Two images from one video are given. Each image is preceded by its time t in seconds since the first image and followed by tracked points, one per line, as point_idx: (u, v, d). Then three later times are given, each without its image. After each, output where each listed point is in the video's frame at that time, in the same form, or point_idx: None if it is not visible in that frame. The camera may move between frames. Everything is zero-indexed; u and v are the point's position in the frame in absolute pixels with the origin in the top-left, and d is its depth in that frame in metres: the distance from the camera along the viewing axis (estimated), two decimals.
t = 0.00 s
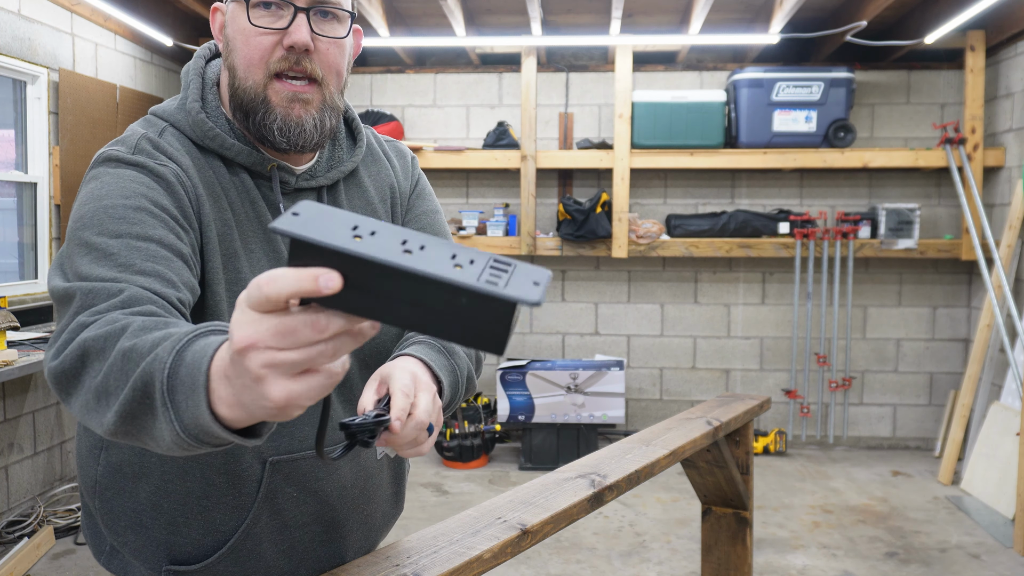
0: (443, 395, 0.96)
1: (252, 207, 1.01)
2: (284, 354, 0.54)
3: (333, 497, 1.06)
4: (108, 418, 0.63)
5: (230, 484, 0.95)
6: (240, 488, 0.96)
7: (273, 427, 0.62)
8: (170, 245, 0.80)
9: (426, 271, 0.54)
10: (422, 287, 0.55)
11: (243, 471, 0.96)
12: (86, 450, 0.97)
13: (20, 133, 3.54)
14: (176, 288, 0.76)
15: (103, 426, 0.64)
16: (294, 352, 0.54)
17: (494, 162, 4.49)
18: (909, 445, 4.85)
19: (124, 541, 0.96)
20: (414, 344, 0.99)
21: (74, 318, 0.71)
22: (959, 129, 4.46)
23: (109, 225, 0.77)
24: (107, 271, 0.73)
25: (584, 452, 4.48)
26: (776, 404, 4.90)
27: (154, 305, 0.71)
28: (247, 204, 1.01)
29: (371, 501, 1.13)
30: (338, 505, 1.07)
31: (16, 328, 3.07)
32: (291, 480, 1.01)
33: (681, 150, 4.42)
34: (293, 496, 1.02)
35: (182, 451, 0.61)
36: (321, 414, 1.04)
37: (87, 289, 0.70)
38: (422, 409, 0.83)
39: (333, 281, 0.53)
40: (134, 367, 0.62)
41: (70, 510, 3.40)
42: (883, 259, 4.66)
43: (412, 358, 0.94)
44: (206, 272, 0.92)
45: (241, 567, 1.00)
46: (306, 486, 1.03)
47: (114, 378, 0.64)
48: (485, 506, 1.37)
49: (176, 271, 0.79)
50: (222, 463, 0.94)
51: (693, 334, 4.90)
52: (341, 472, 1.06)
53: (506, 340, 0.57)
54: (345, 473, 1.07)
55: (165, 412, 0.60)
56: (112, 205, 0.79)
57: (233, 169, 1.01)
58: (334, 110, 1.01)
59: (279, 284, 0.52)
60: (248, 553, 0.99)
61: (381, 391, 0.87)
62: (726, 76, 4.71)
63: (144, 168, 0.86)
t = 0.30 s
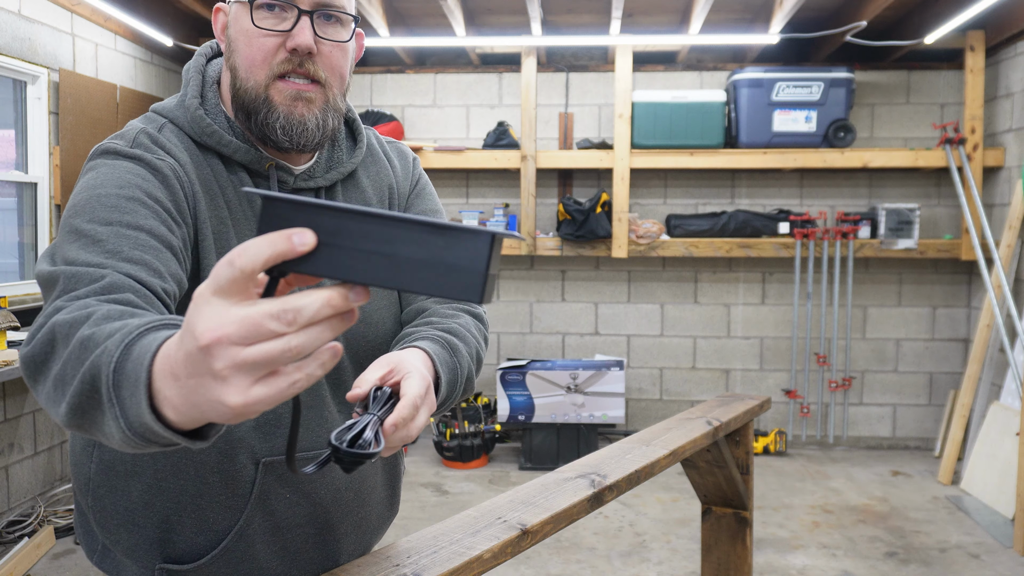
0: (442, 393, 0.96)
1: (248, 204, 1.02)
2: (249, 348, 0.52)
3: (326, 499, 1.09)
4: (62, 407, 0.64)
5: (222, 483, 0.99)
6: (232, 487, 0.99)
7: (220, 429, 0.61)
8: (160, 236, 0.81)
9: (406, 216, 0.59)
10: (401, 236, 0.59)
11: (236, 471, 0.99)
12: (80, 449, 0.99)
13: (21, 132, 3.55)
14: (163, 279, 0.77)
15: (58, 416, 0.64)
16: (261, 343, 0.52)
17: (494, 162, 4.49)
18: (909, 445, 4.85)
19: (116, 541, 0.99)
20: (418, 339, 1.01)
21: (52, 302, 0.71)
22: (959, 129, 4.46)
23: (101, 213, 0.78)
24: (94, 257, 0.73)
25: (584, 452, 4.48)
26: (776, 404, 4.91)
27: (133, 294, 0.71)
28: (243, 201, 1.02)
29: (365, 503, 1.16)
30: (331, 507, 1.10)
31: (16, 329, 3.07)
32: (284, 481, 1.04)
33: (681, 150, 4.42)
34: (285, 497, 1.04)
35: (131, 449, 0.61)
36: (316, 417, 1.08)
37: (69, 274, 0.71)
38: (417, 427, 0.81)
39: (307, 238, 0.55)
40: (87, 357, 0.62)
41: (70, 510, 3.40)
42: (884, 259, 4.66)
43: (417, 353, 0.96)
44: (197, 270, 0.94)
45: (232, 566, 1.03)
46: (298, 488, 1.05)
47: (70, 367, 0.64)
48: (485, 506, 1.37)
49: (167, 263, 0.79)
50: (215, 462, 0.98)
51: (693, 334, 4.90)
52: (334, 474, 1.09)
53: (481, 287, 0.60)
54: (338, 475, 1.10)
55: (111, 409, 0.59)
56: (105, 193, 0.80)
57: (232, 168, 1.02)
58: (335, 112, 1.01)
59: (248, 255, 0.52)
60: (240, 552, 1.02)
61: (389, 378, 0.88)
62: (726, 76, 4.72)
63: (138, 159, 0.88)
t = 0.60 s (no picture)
0: (434, 394, 0.96)
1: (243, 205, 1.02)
2: (223, 328, 0.54)
3: (322, 504, 1.08)
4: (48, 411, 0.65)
5: (216, 486, 0.99)
6: (228, 490, 1.00)
7: (209, 419, 0.62)
8: (152, 241, 0.80)
9: (357, 168, 0.65)
10: (356, 187, 0.65)
11: (231, 474, 0.99)
12: (74, 453, 0.99)
13: (20, 133, 3.54)
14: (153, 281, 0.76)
15: (45, 421, 0.65)
16: (233, 320, 0.54)
17: (494, 162, 4.48)
18: (910, 445, 4.84)
19: (110, 546, 0.98)
20: (412, 340, 1.01)
21: (41, 308, 0.71)
22: (960, 129, 4.45)
23: (92, 217, 0.78)
24: (83, 261, 0.74)
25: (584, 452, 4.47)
26: (776, 404, 4.90)
27: (119, 296, 0.71)
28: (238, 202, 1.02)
29: (362, 507, 1.15)
30: (328, 511, 1.09)
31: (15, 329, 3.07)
32: (280, 484, 1.03)
33: (681, 150, 4.41)
34: (280, 501, 1.04)
35: (119, 449, 0.62)
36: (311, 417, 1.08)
37: (56, 279, 0.71)
38: (400, 418, 0.84)
39: (259, 204, 0.60)
40: (67, 361, 0.63)
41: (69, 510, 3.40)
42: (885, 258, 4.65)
43: (410, 351, 0.95)
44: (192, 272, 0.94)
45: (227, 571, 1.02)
46: (294, 491, 1.05)
47: (52, 371, 0.65)
48: (485, 506, 1.37)
49: (159, 267, 0.79)
50: (210, 465, 0.98)
51: (693, 334, 4.90)
52: (332, 478, 1.09)
53: (444, 222, 0.66)
54: (336, 478, 1.09)
55: (94, 411, 0.60)
56: (97, 196, 0.80)
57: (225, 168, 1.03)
58: (332, 113, 0.99)
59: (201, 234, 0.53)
60: (237, 557, 1.02)
61: (378, 371, 0.88)
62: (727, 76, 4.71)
63: (131, 162, 0.88)
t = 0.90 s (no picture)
0: (437, 398, 0.96)
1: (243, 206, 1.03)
2: (237, 334, 0.55)
3: (322, 506, 1.09)
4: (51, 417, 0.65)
5: (217, 489, 0.99)
6: (228, 493, 1.00)
7: (214, 425, 0.63)
8: (152, 243, 0.81)
9: (375, 174, 0.66)
10: (373, 191, 0.67)
11: (231, 478, 0.99)
12: (74, 454, 1.00)
13: (20, 133, 3.54)
14: (155, 286, 0.77)
15: (48, 426, 0.65)
16: (248, 327, 0.55)
17: (494, 162, 4.48)
18: (910, 445, 4.84)
19: (110, 548, 0.98)
20: (414, 342, 1.01)
21: (41, 311, 0.72)
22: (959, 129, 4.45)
23: (92, 219, 0.78)
24: (84, 265, 0.74)
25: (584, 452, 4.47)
26: (776, 404, 4.90)
27: (122, 301, 0.72)
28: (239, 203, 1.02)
29: (362, 508, 1.16)
30: (327, 513, 1.09)
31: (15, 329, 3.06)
32: (280, 488, 1.04)
33: (681, 150, 4.42)
34: (281, 504, 1.04)
35: (123, 455, 0.62)
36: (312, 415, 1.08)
37: (57, 283, 0.71)
38: (404, 420, 0.84)
39: (277, 209, 0.61)
40: (71, 365, 0.64)
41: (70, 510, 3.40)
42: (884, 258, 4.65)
43: (413, 352, 0.96)
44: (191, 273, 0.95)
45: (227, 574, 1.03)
46: (294, 494, 1.05)
47: (56, 375, 0.65)
48: (484, 506, 1.37)
49: (159, 270, 0.79)
50: (210, 468, 0.98)
51: (693, 334, 4.90)
52: (332, 480, 1.09)
53: (459, 231, 0.67)
54: (335, 481, 1.10)
55: (99, 416, 0.60)
56: (97, 198, 0.80)
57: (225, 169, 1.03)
58: (334, 119, 1.00)
59: (219, 241, 0.54)
60: (237, 560, 1.02)
61: (382, 373, 0.88)
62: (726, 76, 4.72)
63: (132, 163, 0.88)
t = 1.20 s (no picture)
0: (438, 404, 0.96)
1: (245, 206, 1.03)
2: (243, 338, 0.55)
3: (323, 507, 1.09)
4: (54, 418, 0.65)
5: (218, 491, 0.99)
6: (229, 494, 1.00)
7: (219, 427, 0.63)
8: (154, 245, 0.81)
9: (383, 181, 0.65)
10: (381, 198, 0.65)
11: (233, 479, 0.99)
12: (75, 454, 1.00)
13: (20, 133, 3.54)
14: (157, 288, 0.77)
15: (51, 428, 0.65)
16: (254, 331, 0.55)
17: (494, 162, 4.48)
18: (910, 445, 4.84)
19: (110, 548, 0.98)
20: (416, 347, 1.01)
21: (43, 313, 0.72)
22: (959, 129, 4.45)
23: (94, 220, 0.78)
24: (86, 267, 0.74)
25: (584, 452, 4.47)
26: (776, 404, 4.90)
27: (125, 303, 0.72)
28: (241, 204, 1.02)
29: (362, 509, 1.16)
30: (328, 514, 1.10)
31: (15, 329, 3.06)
32: (281, 490, 1.04)
33: (681, 150, 4.41)
34: (282, 506, 1.04)
35: (127, 457, 0.62)
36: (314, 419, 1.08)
37: (60, 285, 0.72)
38: (405, 426, 0.84)
39: (284, 214, 0.60)
40: (74, 368, 0.64)
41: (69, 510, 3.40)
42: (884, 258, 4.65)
43: (414, 359, 0.96)
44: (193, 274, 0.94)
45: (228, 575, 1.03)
46: (296, 496, 1.05)
47: (58, 378, 0.65)
48: (485, 506, 1.37)
49: (161, 272, 0.79)
50: (211, 470, 0.98)
51: (693, 334, 4.90)
52: (333, 482, 1.09)
53: (467, 239, 0.67)
54: (336, 482, 1.10)
55: (102, 419, 0.60)
56: (99, 199, 0.80)
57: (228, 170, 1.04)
58: (337, 120, 1.00)
59: (228, 246, 0.54)
60: (237, 561, 1.02)
61: (385, 379, 0.89)
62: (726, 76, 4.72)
63: (135, 164, 0.88)
